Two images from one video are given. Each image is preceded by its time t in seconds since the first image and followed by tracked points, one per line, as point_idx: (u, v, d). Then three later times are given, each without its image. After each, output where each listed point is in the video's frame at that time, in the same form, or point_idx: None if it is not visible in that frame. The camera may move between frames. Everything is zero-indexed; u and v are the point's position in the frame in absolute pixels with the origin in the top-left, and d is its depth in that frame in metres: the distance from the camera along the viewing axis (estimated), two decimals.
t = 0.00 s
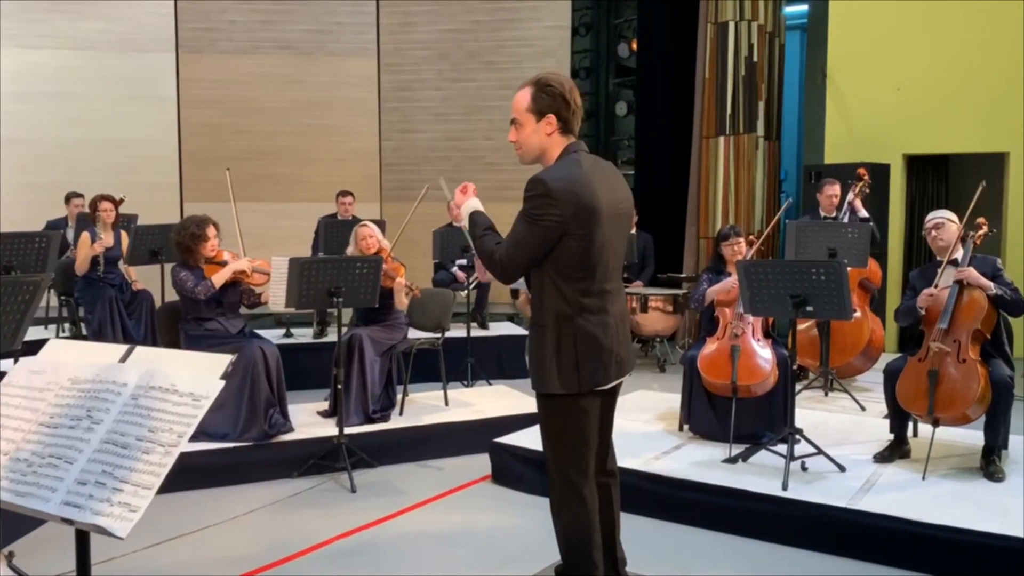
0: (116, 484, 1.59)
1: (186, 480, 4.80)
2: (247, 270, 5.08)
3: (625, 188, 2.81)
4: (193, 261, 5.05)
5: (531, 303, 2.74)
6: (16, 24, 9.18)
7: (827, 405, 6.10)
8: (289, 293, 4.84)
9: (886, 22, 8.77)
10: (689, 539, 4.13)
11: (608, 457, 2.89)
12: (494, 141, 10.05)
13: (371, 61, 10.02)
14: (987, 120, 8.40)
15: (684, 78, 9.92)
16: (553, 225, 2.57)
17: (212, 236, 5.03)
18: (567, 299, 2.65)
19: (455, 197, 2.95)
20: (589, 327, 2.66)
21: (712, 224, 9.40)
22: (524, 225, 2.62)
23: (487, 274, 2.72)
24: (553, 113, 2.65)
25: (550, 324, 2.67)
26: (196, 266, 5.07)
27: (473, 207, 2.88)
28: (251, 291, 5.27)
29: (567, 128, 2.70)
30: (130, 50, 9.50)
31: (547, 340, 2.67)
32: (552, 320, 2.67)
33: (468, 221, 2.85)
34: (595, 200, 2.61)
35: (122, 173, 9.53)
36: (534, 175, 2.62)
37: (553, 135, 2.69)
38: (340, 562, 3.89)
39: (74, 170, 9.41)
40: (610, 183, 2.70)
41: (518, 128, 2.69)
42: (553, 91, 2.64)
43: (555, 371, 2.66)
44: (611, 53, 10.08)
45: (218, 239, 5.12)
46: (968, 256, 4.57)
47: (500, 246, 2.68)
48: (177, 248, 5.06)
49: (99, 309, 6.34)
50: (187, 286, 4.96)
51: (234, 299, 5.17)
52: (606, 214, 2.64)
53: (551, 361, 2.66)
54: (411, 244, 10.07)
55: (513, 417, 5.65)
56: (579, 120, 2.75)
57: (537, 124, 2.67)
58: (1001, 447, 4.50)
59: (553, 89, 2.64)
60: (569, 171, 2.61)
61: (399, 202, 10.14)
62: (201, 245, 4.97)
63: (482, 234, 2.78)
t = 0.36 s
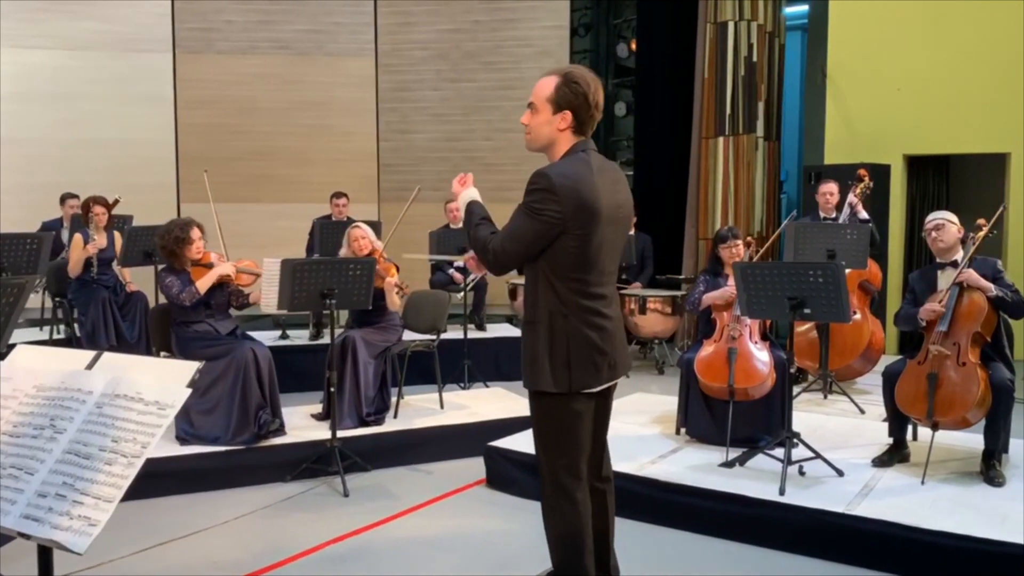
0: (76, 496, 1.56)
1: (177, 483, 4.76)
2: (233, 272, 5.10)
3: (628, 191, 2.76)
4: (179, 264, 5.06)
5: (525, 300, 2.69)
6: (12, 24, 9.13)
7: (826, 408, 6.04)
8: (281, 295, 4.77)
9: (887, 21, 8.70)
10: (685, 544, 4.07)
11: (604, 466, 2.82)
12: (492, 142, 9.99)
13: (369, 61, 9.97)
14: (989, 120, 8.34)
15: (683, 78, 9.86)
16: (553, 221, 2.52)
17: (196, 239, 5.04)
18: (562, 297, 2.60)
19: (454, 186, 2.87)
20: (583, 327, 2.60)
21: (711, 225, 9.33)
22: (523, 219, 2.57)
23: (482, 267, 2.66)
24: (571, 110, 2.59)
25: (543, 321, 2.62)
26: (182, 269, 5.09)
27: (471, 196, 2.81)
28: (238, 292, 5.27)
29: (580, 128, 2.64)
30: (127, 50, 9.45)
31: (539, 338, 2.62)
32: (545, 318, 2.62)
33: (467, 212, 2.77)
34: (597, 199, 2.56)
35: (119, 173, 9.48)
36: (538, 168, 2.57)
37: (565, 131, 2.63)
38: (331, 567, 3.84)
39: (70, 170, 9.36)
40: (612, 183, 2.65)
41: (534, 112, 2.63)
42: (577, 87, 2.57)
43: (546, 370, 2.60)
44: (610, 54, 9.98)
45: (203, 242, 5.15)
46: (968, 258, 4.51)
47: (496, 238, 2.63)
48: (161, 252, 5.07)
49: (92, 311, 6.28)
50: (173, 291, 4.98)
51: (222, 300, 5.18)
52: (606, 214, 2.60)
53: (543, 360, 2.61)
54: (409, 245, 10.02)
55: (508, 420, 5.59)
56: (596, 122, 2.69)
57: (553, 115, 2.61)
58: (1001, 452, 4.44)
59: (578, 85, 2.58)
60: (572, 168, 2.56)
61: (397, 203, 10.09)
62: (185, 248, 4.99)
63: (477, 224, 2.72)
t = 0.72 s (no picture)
0: (29, 511, 1.53)
1: (168, 488, 4.73)
2: (221, 273, 5.04)
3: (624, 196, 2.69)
4: (166, 268, 5.03)
5: (512, 296, 2.61)
6: (9, 26, 9.10)
7: (823, 413, 5.99)
8: (271, 300, 4.71)
9: (886, 24, 8.65)
10: (678, 551, 4.02)
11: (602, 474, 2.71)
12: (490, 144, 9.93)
13: (367, 64, 9.94)
14: (987, 122, 8.31)
15: (681, 80, 9.82)
16: (544, 218, 2.45)
17: (183, 241, 5.01)
18: (551, 296, 2.52)
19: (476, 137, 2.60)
20: (572, 328, 2.52)
21: (709, 228, 9.28)
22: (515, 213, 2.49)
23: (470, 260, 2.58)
24: (586, 113, 2.54)
25: (530, 319, 2.54)
26: (169, 273, 5.06)
27: (477, 172, 2.69)
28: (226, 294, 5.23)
29: (588, 133, 2.59)
30: (124, 53, 9.42)
31: (525, 336, 2.54)
32: (533, 316, 2.53)
33: (467, 187, 2.64)
34: (591, 199, 2.49)
35: (115, 175, 9.45)
36: (537, 164, 2.50)
37: (572, 131, 2.57)
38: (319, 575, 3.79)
39: (67, 173, 9.33)
40: (608, 184, 2.58)
41: (549, 102, 2.57)
42: (602, 94, 2.53)
43: (533, 369, 2.52)
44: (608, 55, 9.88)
45: (190, 245, 5.11)
46: (967, 262, 4.45)
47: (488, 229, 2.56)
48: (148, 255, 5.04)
49: (85, 315, 6.22)
50: (162, 294, 4.96)
51: (210, 303, 5.14)
52: (600, 216, 2.53)
53: (531, 360, 2.52)
54: (406, 248, 9.98)
55: (503, 426, 5.54)
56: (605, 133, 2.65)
57: (566, 112, 2.55)
58: (1000, 458, 4.39)
59: (603, 93, 2.53)
60: (568, 166, 2.49)
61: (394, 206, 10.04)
62: (172, 251, 4.97)
63: (473, 205, 2.62)
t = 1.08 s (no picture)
0: None
1: (155, 499, 4.68)
2: (211, 282, 5.01)
3: (618, 210, 2.62)
4: (153, 278, 4.99)
5: (499, 310, 2.54)
6: (4, 33, 9.08)
7: (819, 422, 5.93)
8: (260, 308, 4.67)
9: (884, 30, 8.60)
10: (668, 563, 3.97)
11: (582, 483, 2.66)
12: (487, 151, 9.88)
13: (363, 70, 9.90)
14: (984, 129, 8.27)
15: (678, 87, 9.78)
16: (535, 234, 2.38)
17: (170, 250, 4.97)
18: (538, 312, 2.45)
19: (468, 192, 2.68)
20: (557, 344, 2.46)
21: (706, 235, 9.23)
22: (506, 228, 2.42)
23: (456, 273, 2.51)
24: (581, 123, 2.50)
25: (516, 334, 2.47)
26: (157, 283, 5.02)
27: (451, 200, 2.59)
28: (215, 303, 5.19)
29: (582, 144, 2.54)
30: (120, 59, 9.39)
31: (510, 351, 2.47)
32: (519, 331, 2.47)
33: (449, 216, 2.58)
34: (584, 216, 2.42)
35: (111, 182, 9.42)
36: (530, 177, 2.43)
37: (566, 142, 2.52)
38: None
39: (62, 179, 9.30)
40: (602, 200, 2.51)
41: (543, 113, 2.53)
42: (596, 106, 2.50)
43: (517, 384, 2.46)
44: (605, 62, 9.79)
45: (179, 253, 5.08)
46: (962, 270, 4.40)
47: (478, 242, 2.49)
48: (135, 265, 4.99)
49: (75, 322, 6.15)
50: (149, 304, 4.91)
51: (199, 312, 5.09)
52: (593, 233, 2.46)
53: (514, 373, 2.46)
54: (402, 255, 9.94)
55: (495, 435, 5.48)
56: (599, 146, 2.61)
57: (560, 122, 2.50)
58: (996, 469, 4.33)
59: (598, 104, 2.50)
60: (561, 180, 2.42)
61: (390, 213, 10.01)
62: (160, 259, 4.94)
63: (458, 229, 2.55)
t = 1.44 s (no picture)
0: None
1: (143, 508, 4.65)
2: (203, 289, 4.99)
3: (614, 224, 2.55)
4: (146, 283, 4.96)
5: (483, 318, 2.48)
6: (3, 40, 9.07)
7: (815, 431, 5.89)
8: (249, 314, 4.62)
9: (882, 37, 8.58)
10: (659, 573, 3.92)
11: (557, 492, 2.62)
12: (485, 158, 9.83)
13: (361, 77, 9.90)
14: (983, 137, 8.22)
15: (676, 94, 9.76)
16: (523, 243, 2.32)
17: (164, 256, 4.95)
18: (522, 321, 2.40)
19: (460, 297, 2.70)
20: (538, 355, 2.41)
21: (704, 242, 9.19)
22: (494, 234, 2.36)
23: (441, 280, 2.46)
24: (574, 130, 2.46)
25: (498, 342, 2.42)
26: (149, 288, 4.99)
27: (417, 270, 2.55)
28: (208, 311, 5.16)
29: (576, 152, 2.50)
30: (118, 67, 9.39)
31: (491, 359, 2.42)
32: (501, 339, 2.42)
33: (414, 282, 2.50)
34: (574, 226, 2.36)
35: (108, 189, 9.40)
36: (520, 182, 2.39)
37: (561, 150, 2.48)
38: None
39: (59, 187, 9.28)
40: (596, 212, 2.45)
41: (537, 123, 2.51)
42: (588, 113, 2.47)
43: (494, 392, 2.41)
44: (603, 68, 9.87)
45: (172, 260, 5.06)
46: (957, 278, 4.36)
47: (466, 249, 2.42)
48: (128, 270, 4.96)
49: (69, 330, 6.15)
50: (141, 310, 4.88)
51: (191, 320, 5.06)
52: (583, 244, 2.40)
53: (492, 382, 2.41)
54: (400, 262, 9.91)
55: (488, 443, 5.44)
56: (595, 157, 2.57)
57: (553, 129, 2.48)
58: (992, 479, 4.28)
59: (589, 111, 2.47)
60: (553, 187, 2.37)
61: (388, 220, 9.98)
62: (153, 266, 4.90)
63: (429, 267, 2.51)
